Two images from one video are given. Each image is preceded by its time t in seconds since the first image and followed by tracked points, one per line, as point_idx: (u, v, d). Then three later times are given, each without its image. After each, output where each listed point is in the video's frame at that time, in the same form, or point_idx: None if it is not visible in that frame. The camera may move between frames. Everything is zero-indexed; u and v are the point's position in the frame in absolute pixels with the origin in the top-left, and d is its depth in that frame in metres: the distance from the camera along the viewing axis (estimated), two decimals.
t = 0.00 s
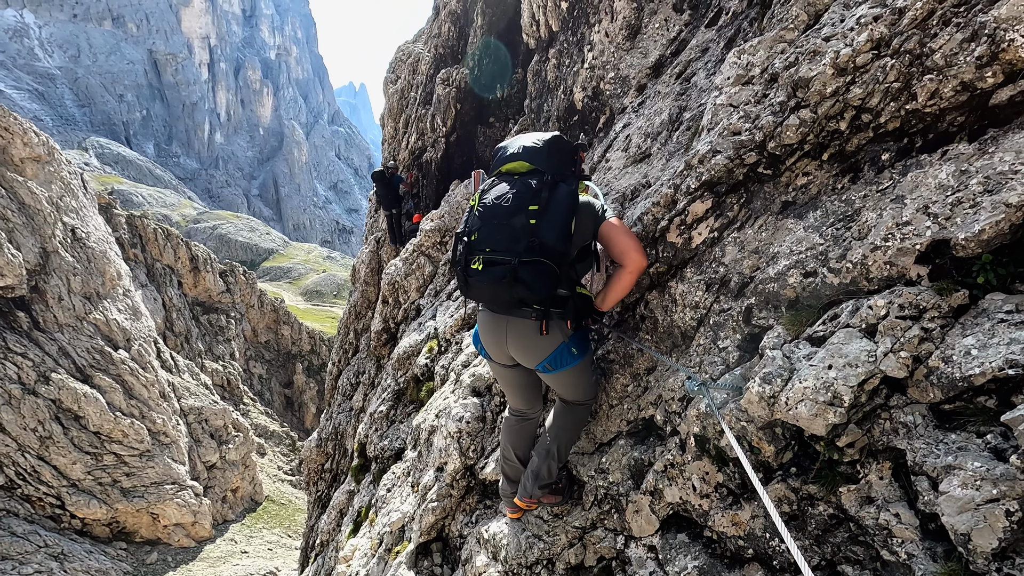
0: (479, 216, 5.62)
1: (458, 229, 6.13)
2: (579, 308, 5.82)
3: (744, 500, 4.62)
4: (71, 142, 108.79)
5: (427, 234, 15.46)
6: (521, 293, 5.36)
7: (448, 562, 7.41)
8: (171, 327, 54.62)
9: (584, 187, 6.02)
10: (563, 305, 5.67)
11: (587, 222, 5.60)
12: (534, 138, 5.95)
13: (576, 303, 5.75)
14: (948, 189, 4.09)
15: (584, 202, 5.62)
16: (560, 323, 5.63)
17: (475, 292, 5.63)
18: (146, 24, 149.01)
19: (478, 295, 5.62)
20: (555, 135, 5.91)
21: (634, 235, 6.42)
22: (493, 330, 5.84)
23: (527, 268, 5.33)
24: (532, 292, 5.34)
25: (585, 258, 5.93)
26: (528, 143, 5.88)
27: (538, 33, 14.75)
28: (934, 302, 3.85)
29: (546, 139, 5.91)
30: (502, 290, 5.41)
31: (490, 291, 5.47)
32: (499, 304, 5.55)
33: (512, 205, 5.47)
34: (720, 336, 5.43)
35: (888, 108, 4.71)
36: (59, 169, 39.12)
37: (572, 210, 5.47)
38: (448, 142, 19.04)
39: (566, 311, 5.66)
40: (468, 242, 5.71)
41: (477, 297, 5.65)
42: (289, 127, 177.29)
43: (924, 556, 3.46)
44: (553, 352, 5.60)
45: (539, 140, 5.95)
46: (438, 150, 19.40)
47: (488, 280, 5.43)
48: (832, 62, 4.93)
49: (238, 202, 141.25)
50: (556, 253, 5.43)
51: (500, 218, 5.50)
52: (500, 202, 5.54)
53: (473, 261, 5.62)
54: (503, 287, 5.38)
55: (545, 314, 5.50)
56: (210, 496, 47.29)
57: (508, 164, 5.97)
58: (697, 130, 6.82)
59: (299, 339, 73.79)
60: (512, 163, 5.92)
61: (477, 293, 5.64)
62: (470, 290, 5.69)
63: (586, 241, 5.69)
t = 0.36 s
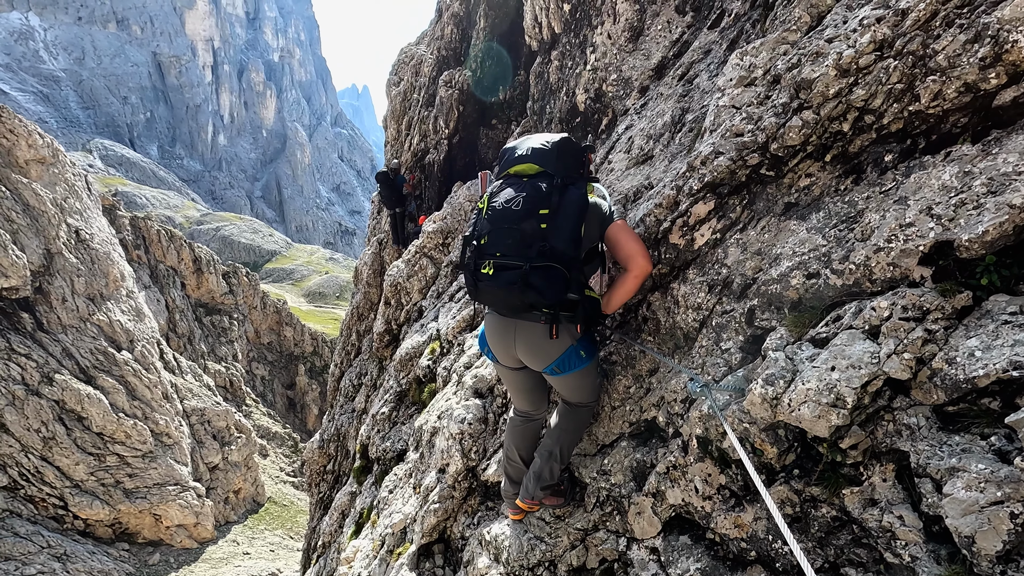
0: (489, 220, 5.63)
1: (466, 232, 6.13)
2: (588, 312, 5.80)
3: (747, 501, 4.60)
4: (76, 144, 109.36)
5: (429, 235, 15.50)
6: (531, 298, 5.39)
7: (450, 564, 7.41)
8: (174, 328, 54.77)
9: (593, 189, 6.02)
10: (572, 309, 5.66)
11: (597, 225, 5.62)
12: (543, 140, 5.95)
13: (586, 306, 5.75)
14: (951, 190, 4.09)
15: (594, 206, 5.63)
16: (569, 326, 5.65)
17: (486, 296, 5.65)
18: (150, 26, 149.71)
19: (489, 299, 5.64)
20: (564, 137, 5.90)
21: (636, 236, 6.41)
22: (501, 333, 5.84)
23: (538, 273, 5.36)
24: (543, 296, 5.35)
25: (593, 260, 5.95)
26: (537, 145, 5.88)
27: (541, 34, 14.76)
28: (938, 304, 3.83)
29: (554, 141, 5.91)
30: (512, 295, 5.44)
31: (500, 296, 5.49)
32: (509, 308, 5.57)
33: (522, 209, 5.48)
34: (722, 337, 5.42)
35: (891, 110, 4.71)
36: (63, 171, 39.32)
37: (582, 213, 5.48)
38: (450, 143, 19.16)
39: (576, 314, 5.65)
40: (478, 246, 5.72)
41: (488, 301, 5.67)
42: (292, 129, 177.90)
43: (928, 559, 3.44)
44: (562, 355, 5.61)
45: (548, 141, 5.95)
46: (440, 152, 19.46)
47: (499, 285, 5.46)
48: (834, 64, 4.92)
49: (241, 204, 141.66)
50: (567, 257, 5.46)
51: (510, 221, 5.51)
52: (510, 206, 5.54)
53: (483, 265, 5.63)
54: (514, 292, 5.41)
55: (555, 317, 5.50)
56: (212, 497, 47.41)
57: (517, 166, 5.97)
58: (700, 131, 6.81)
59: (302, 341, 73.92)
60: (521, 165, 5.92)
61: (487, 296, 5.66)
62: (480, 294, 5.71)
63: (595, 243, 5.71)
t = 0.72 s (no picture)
0: (503, 207, 5.65)
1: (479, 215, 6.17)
2: (591, 309, 5.84)
3: (750, 505, 4.60)
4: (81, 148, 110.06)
5: (432, 239, 15.52)
6: (535, 289, 5.47)
7: (452, 568, 7.42)
8: (177, 331, 54.97)
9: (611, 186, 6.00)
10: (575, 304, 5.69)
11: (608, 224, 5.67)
12: (566, 131, 5.93)
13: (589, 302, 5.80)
14: (954, 194, 4.09)
15: (608, 204, 5.66)
16: (570, 320, 5.66)
17: (491, 282, 5.73)
18: (156, 31, 150.75)
19: (493, 286, 5.73)
20: (588, 131, 5.88)
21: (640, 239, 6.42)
22: (504, 321, 5.93)
23: (545, 267, 5.45)
24: (547, 290, 5.44)
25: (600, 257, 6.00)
26: (560, 135, 5.86)
27: (544, 39, 14.81)
28: (941, 307, 3.83)
29: (578, 134, 5.88)
30: (517, 285, 5.52)
31: (505, 284, 5.58)
32: (513, 297, 5.65)
33: (536, 200, 5.51)
34: (725, 340, 5.42)
35: (893, 113, 4.72)
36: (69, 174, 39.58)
37: (595, 211, 5.53)
38: (453, 147, 19.15)
39: (579, 309, 5.68)
40: (489, 232, 5.77)
41: (492, 288, 5.75)
42: (296, 133, 178.71)
43: (933, 563, 3.43)
44: (560, 348, 5.65)
45: (572, 133, 5.92)
46: (443, 155, 19.51)
47: (505, 274, 5.53)
48: (837, 67, 4.92)
49: (245, 207, 142.27)
50: (574, 252, 5.55)
51: (524, 211, 5.54)
52: (525, 195, 5.57)
53: (492, 251, 5.69)
54: (519, 283, 5.50)
55: (556, 311, 5.56)
56: (215, 500, 47.55)
57: (537, 155, 5.96)
58: (703, 135, 6.83)
59: (305, 344, 74.01)
60: (541, 155, 5.91)
61: (492, 283, 5.74)
62: (486, 279, 5.78)
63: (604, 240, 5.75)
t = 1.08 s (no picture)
0: (502, 214, 5.78)
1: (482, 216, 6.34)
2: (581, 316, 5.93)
3: (752, 509, 4.60)
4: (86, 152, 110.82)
5: (435, 243, 15.57)
6: (524, 297, 5.66)
7: (454, 572, 7.41)
8: (181, 335, 55.16)
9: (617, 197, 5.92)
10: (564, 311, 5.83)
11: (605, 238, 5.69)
12: (575, 141, 5.87)
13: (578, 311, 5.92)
14: (954, 199, 4.12)
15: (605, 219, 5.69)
16: (558, 325, 5.79)
17: (485, 284, 5.97)
18: (161, 36, 151.82)
19: (487, 288, 5.97)
20: (596, 142, 5.79)
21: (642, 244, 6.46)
22: (497, 319, 6.19)
23: (534, 277, 5.61)
24: (535, 299, 5.62)
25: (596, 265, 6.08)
26: (567, 145, 5.82)
27: (546, 44, 14.89)
28: (941, 312, 3.85)
29: (586, 144, 5.80)
30: (507, 291, 5.75)
31: (496, 288, 5.81)
32: (503, 300, 5.89)
33: (533, 212, 5.60)
34: (727, 344, 5.44)
35: (893, 119, 4.74)
36: (74, 179, 39.86)
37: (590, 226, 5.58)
38: (457, 151, 19.27)
39: (567, 317, 5.81)
40: (487, 235, 5.95)
41: (486, 289, 5.99)
42: (300, 137, 179.66)
43: (933, 567, 3.45)
44: (543, 350, 5.82)
45: (580, 142, 5.86)
46: (447, 160, 19.65)
47: (496, 279, 5.76)
48: (837, 73, 4.95)
49: (249, 212, 142.92)
50: (566, 264, 5.68)
51: (520, 220, 5.66)
52: (524, 205, 5.66)
53: (487, 255, 5.90)
54: (509, 289, 5.71)
55: (543, 318, 5.72)
56: (217, 504, 47.65)
57: (543, 162, 5.97)
58: (704, 140, 6.88)
59: (308, 348, 74.15)
60: (546, 162, 5.92)
61: (486, 285, 5.98)
62: (481, 281, 6.02)
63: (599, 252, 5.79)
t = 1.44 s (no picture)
0: (481, 226, 6.00)
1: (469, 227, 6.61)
2: (568, 317, 6.01)
3: (754, 513, 4.61)
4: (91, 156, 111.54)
5: (438, 247, 15.58)
6: (506, 304, 5.93)
7: None
8: (184, 338, 55.34)
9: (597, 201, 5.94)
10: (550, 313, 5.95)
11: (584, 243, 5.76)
12: (549, 149, 5.95)
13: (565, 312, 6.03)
14: (955, 206, 4.14)
15: (582, 226, 5.77)
16: (544, 327, 5.89)
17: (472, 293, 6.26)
18: (167, 42, 152.97)
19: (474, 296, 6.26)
20: (571, 149, 5.83)
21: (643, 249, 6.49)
22: (490, 323, 6.47)
23: (514, 286, 5.84)
24: (516, 307, 5.87)
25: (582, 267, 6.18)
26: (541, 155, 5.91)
27: (549, 50, 14.97)
28: (942, 317, 3.87)
29: (559, 152, 5.86)
30: (491, 299, 6.03)
31: (481, 297, 6.11)
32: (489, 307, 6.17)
33: (508, 224, 5.82)
34: (729, 349, 5.45)
35: (894, 125, 4.77)
36: (79, 183, 40.12)
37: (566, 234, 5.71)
38: (460, 155, 19.38)
39: (553, 318, 5.88)
40: (470, 247, 6.22)
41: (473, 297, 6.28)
42: (303, 142, 180.59)
43: (935, 572, 3.45)
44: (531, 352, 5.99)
45: (554, 150, 5.93)
46: (450, 164, 19.78)
47: (479, 288, 6.04)
48: (838, 80, 5.00)
49: (252, 216, 143.52)
50: (544, 270, 5.88)
51: (497, 232, 5.89)
52: (500, 217, 5.89)
53: (471, 266, 6.18)
54: (492, 298, 5.99)
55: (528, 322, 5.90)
56: (219, 508, 47.77)
57: (520, 172, 6.12)
58: (706, 145, 6.93)
59: (310, 351, 74.28)
60: (523, 173, 6.06)
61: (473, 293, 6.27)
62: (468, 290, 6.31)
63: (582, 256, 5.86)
